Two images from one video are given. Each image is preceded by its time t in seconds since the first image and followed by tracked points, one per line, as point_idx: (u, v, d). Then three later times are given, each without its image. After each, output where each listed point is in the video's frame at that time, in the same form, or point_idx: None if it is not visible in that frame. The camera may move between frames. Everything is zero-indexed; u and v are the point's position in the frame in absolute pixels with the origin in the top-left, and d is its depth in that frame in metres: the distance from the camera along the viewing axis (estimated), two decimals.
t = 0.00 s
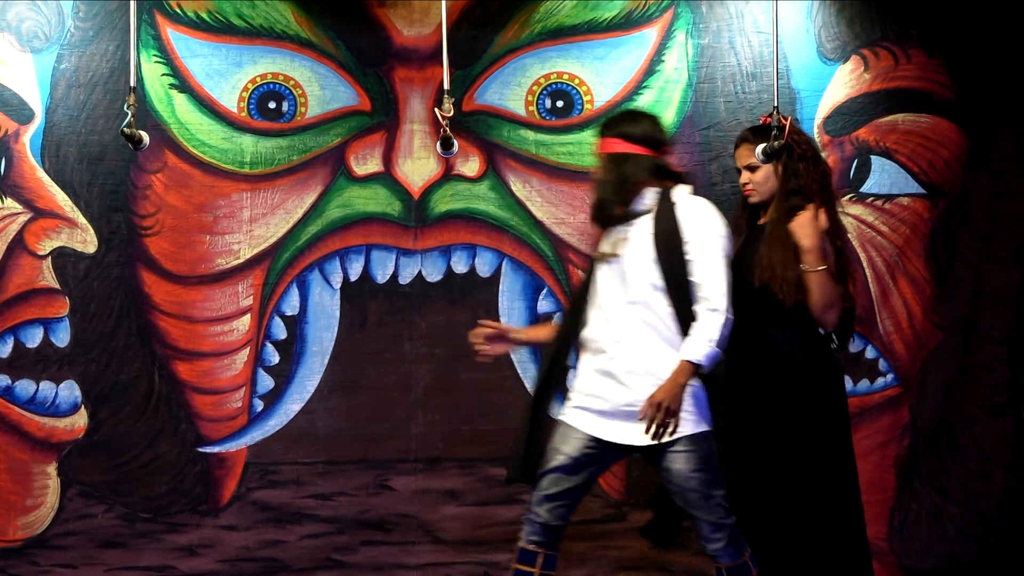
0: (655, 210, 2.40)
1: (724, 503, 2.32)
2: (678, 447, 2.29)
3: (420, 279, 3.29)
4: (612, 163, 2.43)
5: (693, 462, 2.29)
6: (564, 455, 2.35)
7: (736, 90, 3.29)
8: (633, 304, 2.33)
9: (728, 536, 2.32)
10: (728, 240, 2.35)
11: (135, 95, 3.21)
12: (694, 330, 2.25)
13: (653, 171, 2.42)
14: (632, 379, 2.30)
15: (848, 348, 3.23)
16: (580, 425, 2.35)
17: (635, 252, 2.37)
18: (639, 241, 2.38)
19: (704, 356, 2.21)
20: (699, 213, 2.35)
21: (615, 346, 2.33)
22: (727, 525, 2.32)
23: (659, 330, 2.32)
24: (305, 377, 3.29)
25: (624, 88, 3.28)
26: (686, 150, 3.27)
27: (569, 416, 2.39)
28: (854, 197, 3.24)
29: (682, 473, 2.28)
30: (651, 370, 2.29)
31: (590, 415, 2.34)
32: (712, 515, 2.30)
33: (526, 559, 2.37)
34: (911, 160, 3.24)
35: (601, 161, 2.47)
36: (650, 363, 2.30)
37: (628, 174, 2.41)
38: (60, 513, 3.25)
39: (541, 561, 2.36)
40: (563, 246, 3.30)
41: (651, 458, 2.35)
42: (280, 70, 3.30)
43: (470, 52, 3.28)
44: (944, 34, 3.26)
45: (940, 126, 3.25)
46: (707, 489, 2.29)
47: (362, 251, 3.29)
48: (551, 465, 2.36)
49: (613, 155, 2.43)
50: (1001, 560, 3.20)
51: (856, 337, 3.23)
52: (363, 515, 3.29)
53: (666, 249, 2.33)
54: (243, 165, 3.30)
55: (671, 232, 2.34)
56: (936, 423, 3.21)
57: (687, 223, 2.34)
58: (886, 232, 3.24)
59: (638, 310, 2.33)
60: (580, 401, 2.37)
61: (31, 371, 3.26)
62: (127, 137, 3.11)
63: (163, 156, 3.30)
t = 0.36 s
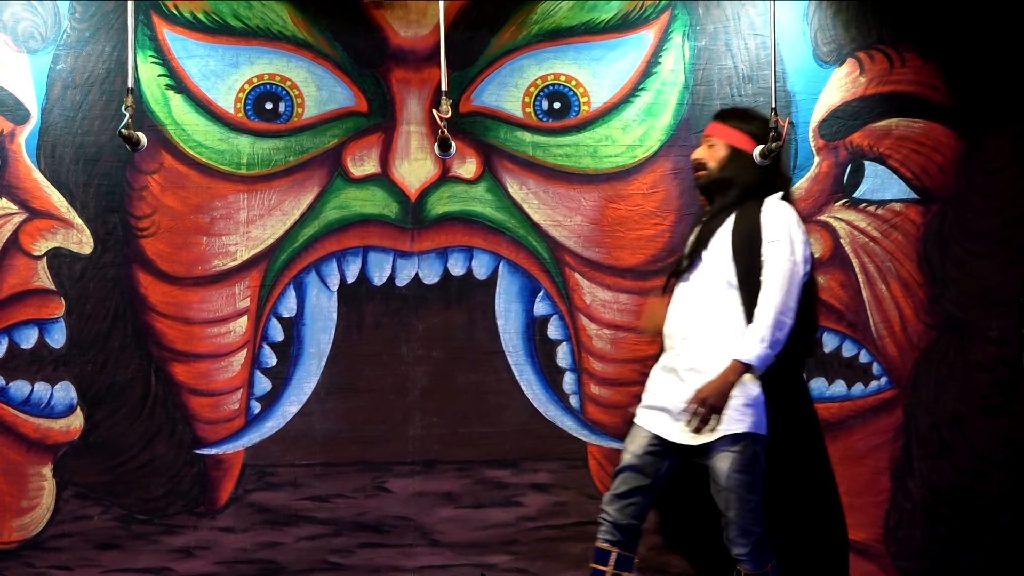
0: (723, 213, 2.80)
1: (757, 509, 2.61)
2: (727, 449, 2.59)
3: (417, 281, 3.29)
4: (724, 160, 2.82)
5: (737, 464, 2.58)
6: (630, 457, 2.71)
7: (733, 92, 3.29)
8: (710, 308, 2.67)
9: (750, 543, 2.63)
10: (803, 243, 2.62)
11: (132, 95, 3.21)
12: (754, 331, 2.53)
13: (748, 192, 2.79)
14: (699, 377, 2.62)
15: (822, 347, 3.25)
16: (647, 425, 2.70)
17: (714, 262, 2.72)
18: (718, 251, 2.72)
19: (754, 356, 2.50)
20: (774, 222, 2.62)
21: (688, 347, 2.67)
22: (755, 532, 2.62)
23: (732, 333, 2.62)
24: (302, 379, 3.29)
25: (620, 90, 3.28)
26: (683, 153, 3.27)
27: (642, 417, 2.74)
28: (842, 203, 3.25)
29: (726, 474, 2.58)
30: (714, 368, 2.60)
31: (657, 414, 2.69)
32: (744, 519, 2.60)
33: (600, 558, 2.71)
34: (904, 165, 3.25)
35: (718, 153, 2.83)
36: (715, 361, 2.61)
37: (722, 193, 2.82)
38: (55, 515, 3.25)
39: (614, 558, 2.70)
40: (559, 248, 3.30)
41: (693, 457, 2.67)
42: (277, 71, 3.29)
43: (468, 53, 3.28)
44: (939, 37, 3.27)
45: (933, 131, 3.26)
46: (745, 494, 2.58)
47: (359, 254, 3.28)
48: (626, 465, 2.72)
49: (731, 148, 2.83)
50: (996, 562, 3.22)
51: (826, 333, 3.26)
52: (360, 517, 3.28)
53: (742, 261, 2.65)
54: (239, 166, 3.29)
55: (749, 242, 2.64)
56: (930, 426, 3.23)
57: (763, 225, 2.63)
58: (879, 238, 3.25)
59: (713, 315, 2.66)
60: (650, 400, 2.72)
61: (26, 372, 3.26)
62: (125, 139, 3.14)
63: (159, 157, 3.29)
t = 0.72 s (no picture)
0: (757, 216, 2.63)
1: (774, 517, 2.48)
2: (745, 452, 2.51)
3: (407, 285, 3.30)
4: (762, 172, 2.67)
5: (756, 467, 2.49)
6: (650, 462, 2.63)
7: (721, 98, 3.30)
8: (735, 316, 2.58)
9: (764, 550, 2.49)
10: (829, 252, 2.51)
11: (121, 99, 3.21)
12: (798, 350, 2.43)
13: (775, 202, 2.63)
14: (728, 392, 2.53)
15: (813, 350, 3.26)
16: (670, 431, 2.62)
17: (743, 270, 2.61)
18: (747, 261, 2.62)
19: (805, 379, 2.39)
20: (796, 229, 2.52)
21: (718, 358, 2.57)
22: (770, 540, 2.48)
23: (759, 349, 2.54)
24: (291, 383, 3.30)
25: (609, 96, 3.29)
26: (672, 158, 3.29)
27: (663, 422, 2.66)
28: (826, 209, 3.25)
29: (744, 476, 2.49)
30: (742, 379, 2.53)
31: (680, 421, 2.61)
32: (761, 525, 2.47)
33: (617, 563, 2.61)
34: (894, 168, 3.26)
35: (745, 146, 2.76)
36: (744, 376, 2.52)
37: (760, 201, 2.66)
38: (44, 518, 3.25)
39: (629, 564, 2.60)
40: (548, 253, 3.31)
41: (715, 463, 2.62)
42: (267, 75, 3.30)
43: (457, 59, 3.29)
44: (929, 43, 3.28)
45: (923, 134, 3.26)
46: (763, 499, 2.47)
47: (349, 258, 3.29)
48: (641, 471, 2.64)
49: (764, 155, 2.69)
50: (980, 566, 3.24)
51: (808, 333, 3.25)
52: (350, 520, 3.29)
53: (772, 273, 2.54)
54: (229, 170, 3.30)
55: (773, 260, 2.54)
56: (918, 432, 3.25)
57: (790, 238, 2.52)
58: (868, 242, 3.26)
59: (741, 325, 2.57)
60: (672, 405, 2.64)
61: (14, 375, 3.25)
62: (113, 142, 3.13)
63: (149, 161, 3.29)
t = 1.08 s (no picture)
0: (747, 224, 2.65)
1: (746, 523, 2.48)
2: (718, 457, 2.50)
3: (383, 288, 3.30)
4: (756, 170, 2.78)
5: (728, 473, 2.48)
6: (626, 466, 2.65)
7: (697, 101, 3.31)
8: (714, 321, 2.57)
9: (735, 553, 2.48)
10: (814, 264, 2.56)
11: (97, 102, 3.22)
12: (795, 363, 2.49)
13: (764, 212, 2.64)
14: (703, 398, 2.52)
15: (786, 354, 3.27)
16: (644, 435, 2.64)
17: (726, 277, 2.60)
18: (731, 268, 2.61)
19: (810, 391, 2.47)
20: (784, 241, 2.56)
21: (694, 364, 2.57)
22: (741, 544, 2.48)
23: (738, 356, 2.53)
24: (266, 386, 3.29)
25: (585, 99, 3.29)
26: (647, 161, 3.29)
27: (639, 426, 2.67)
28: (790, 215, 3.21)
29: (715, 483, 2.49)
30: (716, 383, 2.52)
31: (656, 425, 2.62)
32: (732, 530, 2.46)
33: (592, 564, 2.64)
34: (869, 171, 3.26)
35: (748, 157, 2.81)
36: (721, 383, 2.51)
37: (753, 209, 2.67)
38: (17, 521, 3.25)
39: (604, 565, 2.62)
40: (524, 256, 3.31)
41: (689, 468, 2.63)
42: (243, 78, 3.30)
43: (433, 61, 3.29)
44: (904, 47, 3.28)
45: (897, 139, 3.27)
46: (734, 504, 2.46)
47: (324, 260, 3.30)
48: (616, 475, 2.66)
49: (761, 155, 2.80)
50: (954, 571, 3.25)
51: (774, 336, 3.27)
52: (325, 523, 3.28)
53: (759, 286, 2.54)
54: (205, 173, 3.30)
55: (757, 270, 2.55)
56: (891, 436, 3.25)
57: (780, 250, 2.55)
58: (843, 245, 3.27)
59: (720, 331, 2.56)
60: (649, 410, 2.65)
61: None
62: (88, 144, 3.13)
63: (125, 164, 3.29)
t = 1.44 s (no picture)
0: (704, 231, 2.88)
1: (698, 523, 2.64)
2: (672, 459, 2.67)
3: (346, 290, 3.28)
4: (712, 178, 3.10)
5: (681, 476, 2.64)
6: (581, 467, 2.78)
7: (661, 102, 3.30)
8: (668, 326, 2.75)
9: (689, 554, 2.63)
10: (768, 274, 2.84)
11: (58, 104, 3.20)
12: (745, 370, 2.71)
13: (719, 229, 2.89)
14: (655, 400, 2.69)
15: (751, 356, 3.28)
16: (598, 436, 2.78)
17: (680, 282, 2.79)
18: (686, 275, 2.80)
19: (757, 398, 2.68)
20: (739, 246, 2.86)
21: (649, 366, 2.72)
22: (695, 545, 2.63)
23: (692, 360, 2.71)
24: (230, 388, 3.29)
25: (549, 100, 3.28)
26: (612, 162, 3.28)
27: (593, 428, 2.82)
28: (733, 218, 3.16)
29: (668, 484, 2.65)
30: (669, 385, 2.69)
31: (610, 426, 2.76)
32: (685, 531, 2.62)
33: (548, 565, 2.77)
34: (831, 175, 3.28)
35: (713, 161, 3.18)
36: (675, 384, 2.69)
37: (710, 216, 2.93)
38: None
39: (559, 566, 2.76)
40: (489, 257, 3.29)
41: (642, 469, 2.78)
42: (205, 79, 3.28)
43: (396, 63, 3.28)
44: (866, 51, 3.30)
45: (859, 142, 3.29)
46: (687, 506, 2.62)
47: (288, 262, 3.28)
48: (572, 477, 2.81)
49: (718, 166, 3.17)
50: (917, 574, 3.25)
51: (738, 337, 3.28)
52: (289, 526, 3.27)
53: (713, 293, 2.77)
54: (168, 174, 3.28)
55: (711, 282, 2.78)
56: (854, 438, 3.26)
57: (732, 262, 2.82)
58: (806, 248, 3.27)
59: (674, 335, 2.75)
60: (604, 411, 2.79)
61: None
62: (49, 145, 3.11)
63: (88, 165, 3.28)
